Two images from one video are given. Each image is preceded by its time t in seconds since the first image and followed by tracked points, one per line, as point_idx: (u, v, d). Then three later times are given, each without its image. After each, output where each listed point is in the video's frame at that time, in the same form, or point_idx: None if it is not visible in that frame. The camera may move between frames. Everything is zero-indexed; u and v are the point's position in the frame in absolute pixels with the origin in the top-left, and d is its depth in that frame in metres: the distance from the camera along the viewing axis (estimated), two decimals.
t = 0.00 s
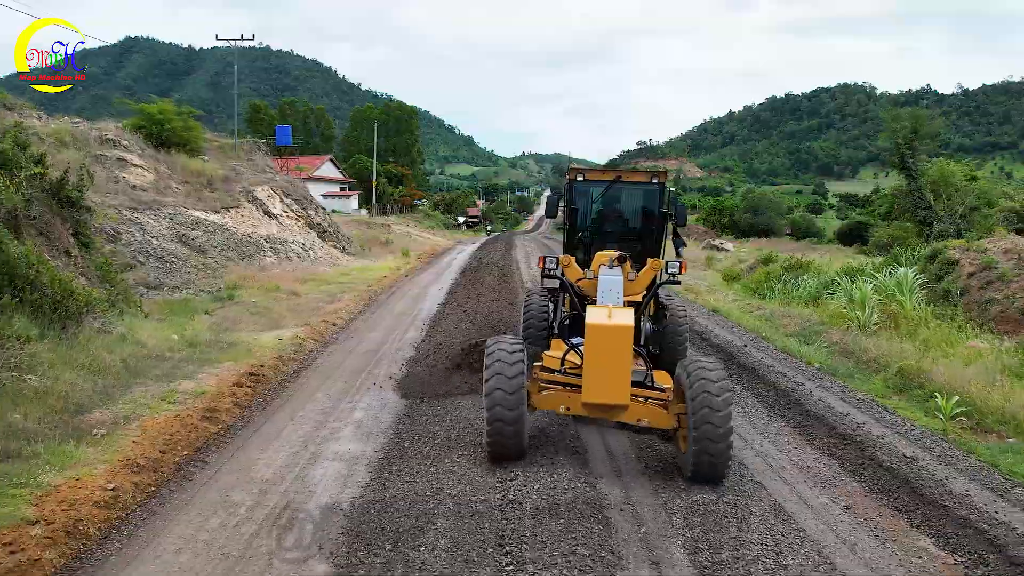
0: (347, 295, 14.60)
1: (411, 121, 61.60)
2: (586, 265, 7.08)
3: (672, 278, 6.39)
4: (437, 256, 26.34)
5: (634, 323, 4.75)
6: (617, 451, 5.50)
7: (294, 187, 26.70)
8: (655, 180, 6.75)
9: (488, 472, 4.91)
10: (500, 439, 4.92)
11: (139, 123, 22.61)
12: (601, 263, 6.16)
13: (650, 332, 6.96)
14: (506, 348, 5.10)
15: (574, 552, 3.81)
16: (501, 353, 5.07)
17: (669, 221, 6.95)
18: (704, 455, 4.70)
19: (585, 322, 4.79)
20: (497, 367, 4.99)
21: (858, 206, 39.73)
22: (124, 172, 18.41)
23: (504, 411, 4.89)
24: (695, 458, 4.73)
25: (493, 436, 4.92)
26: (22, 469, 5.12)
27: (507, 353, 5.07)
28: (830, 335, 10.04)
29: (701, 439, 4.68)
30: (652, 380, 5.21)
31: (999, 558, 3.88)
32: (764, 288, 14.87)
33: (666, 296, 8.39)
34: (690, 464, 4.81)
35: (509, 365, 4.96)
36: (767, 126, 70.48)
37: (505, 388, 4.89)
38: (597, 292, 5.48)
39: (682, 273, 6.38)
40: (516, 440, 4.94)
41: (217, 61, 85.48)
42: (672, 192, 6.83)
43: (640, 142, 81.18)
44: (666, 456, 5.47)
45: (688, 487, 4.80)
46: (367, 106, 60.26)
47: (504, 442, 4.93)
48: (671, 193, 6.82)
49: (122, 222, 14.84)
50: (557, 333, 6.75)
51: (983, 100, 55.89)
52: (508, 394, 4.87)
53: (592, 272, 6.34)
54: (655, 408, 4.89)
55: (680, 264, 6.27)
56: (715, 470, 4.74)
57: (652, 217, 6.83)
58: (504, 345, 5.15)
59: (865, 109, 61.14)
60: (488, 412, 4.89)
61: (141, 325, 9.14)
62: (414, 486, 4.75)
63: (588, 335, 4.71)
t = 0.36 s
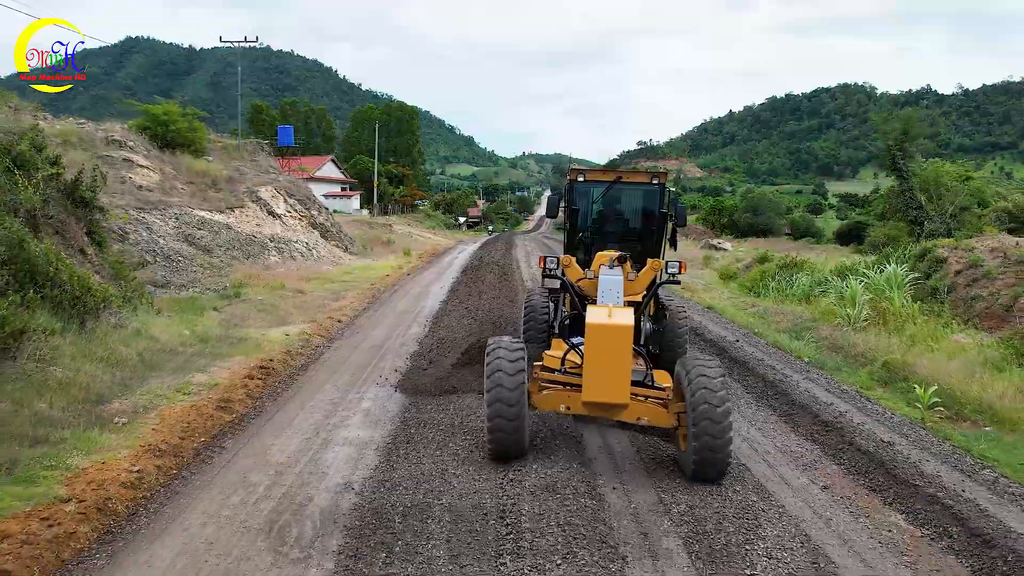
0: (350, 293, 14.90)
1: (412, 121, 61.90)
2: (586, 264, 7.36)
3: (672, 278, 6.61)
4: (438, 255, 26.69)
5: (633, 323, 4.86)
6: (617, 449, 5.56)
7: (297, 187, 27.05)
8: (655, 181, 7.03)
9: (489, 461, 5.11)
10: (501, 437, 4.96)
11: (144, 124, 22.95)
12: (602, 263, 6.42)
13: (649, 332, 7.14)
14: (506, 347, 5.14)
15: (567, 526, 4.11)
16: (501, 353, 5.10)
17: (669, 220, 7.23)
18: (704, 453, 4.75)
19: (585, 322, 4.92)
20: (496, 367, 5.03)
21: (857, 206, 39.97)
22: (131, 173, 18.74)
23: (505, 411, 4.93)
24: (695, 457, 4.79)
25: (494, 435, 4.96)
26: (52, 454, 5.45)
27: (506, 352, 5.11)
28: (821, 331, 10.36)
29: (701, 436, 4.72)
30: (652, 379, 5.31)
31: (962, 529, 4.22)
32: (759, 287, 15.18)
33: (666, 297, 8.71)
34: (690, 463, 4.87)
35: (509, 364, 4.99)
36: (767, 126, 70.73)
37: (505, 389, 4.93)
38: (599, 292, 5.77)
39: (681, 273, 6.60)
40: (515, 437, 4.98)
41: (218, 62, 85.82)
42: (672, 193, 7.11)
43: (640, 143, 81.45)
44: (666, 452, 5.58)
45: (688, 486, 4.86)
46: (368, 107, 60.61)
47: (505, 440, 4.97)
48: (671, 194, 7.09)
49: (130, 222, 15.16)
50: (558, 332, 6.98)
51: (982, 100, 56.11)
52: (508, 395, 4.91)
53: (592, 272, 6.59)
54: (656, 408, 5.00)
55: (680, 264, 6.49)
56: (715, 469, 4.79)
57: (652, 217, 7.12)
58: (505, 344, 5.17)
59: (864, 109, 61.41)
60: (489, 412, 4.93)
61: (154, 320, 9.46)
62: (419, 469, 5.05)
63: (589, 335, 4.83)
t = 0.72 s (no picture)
0: (354, 291, 15.25)
1: (412, 121, 62.24)
2: (586, 263, 7.65)
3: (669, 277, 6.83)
4: (439, 255, 27.07)
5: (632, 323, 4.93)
6: (613, 440, 5.77)
7: (300, 187, 27.44)
8: (655, 181, 7.28)
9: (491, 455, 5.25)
10: (500, 436, 5.03)
11: (150, 125, 23.33)
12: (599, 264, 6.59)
13: (649, 331, 7.54)
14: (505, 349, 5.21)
15: (564, 514, 4.26)
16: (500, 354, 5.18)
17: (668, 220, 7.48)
18: (698, 453, 4.81)
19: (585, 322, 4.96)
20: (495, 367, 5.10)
21: (857, 206, 40.27)
22: (137, 173, 19.12)
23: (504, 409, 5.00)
24: (692, 457, 4.84)
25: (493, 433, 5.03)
26: (80, 439, 5.82)
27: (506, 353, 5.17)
28: (811, 326, 10.72)
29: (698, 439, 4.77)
30: (650, 378, 5.37)
31: (926, 504, 4.56)
32: (754, 285, 15.52)
33: (665, 296, 9.02)
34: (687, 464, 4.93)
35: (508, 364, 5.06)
36: (768, 126, 71.03)
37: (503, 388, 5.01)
38: (597, 293, 6.05)
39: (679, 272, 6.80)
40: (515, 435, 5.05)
41: (218, 63, 86.12)
42: (671, 193, 7.35)
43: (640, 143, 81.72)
44: (662, 446, 5.76)
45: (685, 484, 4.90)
46: (369, 108, 61.01)
47: (503, 437, 5.04)
48: (670, 194, 7.34)
49: (138, 222, 15.52)
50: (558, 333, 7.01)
51: (982, 100, 56.37)
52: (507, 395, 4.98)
53: (591, 271, 6.73)
54: (654, 406, 5.05)
55: (676, 264, 6.75)
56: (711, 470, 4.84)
57: (650, 217, 7.38)
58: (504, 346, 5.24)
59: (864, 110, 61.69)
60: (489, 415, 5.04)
61: (166, 316, 9.83)
62: (423, 459, 5.27)
63: (588, 334, 4.88)
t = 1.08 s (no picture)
0: (358, 289, 15.58)
1: (413, 122, 62.57)
2: (585, 264, 7.69)
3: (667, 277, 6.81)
4: (440, 254, 27.43)
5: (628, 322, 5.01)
6: (607, 432, 6.02)
7: (303, 187, 27.82)
8: (654, 181, 7.32)
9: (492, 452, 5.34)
10: (500, 434, 5.10)
11: (155, 127, 23.71)
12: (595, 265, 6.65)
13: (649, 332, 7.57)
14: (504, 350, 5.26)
15: (563, 512, 4.33)
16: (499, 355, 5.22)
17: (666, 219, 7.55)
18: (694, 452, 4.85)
19: (582, 322, 5.03)
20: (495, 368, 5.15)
21: (855, 205, 40.61)
22: (143, 174, 19.50)
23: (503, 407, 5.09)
24: (689, 458, 4.90)
25: (492, 431, 5.10)
26: (103, 426, 6.17)
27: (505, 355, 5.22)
28: (801, 322, 11.09)
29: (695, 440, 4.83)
30: (647, 377, 5.45)
31: (895, 482, 4.91)
32: (749, 283, 15.84)
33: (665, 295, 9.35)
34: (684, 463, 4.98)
35: (507, 365, 5.12)
36: (768, 126, 71.36)
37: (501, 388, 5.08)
38: (595, 292, 6.25)
39: (676, 273, 6.84)
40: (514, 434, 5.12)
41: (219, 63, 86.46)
42: (671, 193, 7.37)
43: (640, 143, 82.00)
44: (652, 433, 6.11)
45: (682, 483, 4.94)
46: (370, 108, 61.40)
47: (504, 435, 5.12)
48: (669, 194, 7.36)
49: (145, 222, 15.88)
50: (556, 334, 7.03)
51: (983, 100, 56.56)
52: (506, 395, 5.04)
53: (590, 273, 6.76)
54: (651, 405, 5.13)
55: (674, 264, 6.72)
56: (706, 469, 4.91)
57: (649, 218, 7.45)
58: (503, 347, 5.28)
59: (864, 110, 61.94)
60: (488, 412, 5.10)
61: (178, 313, 10.17)
62: (428, 453, 5.40)
63: (585, 334, 4.95)
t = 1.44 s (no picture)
0: (362, 288, 15.93)
1: (415, 122, 62.94)
2: (586, 265, 7.64)
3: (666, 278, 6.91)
4: (442, 254, 27.80)
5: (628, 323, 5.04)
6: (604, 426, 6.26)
7: (306, 188, 28.22)
8: (654, 184, 7.30)
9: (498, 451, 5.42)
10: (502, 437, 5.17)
11: (160, 128, 24.08)
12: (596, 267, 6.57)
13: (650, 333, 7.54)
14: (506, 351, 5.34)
15: (564, 499, 4.58)
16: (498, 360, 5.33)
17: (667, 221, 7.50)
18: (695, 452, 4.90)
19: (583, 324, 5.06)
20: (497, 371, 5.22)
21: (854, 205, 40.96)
22: (150, 175, 19.87)
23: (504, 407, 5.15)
24: (689, 456, 4.95)
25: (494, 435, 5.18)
26: (127, 415, 6.53)
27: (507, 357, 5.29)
28: (793, 320, 11.44)
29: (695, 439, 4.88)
30: (648, 378, 5.51)
31: (870, 465, 5.26)
32: (745, 282, 16.17)
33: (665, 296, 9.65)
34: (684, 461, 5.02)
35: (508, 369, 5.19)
36: (768, 126, 71.69)
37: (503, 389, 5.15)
38: (596, 294, 6.27)
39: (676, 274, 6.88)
40: (517, 434, 5.19)
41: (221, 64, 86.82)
42: (671, 195, 7.35)
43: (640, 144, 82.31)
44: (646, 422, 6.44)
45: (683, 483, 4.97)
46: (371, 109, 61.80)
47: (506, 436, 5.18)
48: (670, 196, 7.34)
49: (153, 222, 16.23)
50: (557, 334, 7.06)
51: (983, 100, 56.72)
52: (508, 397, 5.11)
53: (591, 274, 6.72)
54: (651, 405, 5.18)
55: (673, 266, 6.88)
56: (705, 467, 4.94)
57: (650, 220, 7.39)
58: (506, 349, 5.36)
59: (864, 110, 62.26)
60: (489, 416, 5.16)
61: (190, 310, 10.54)
62: (434, 451, 5.48)
63: (586, 336, 4.98)
